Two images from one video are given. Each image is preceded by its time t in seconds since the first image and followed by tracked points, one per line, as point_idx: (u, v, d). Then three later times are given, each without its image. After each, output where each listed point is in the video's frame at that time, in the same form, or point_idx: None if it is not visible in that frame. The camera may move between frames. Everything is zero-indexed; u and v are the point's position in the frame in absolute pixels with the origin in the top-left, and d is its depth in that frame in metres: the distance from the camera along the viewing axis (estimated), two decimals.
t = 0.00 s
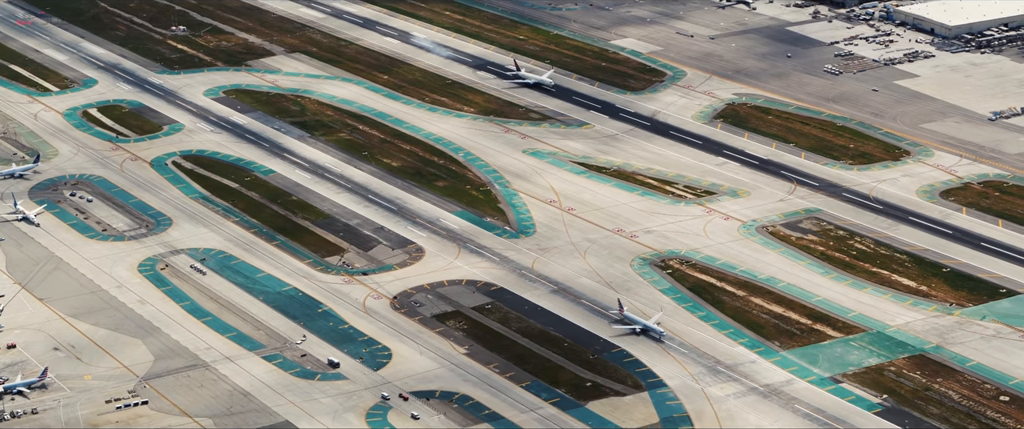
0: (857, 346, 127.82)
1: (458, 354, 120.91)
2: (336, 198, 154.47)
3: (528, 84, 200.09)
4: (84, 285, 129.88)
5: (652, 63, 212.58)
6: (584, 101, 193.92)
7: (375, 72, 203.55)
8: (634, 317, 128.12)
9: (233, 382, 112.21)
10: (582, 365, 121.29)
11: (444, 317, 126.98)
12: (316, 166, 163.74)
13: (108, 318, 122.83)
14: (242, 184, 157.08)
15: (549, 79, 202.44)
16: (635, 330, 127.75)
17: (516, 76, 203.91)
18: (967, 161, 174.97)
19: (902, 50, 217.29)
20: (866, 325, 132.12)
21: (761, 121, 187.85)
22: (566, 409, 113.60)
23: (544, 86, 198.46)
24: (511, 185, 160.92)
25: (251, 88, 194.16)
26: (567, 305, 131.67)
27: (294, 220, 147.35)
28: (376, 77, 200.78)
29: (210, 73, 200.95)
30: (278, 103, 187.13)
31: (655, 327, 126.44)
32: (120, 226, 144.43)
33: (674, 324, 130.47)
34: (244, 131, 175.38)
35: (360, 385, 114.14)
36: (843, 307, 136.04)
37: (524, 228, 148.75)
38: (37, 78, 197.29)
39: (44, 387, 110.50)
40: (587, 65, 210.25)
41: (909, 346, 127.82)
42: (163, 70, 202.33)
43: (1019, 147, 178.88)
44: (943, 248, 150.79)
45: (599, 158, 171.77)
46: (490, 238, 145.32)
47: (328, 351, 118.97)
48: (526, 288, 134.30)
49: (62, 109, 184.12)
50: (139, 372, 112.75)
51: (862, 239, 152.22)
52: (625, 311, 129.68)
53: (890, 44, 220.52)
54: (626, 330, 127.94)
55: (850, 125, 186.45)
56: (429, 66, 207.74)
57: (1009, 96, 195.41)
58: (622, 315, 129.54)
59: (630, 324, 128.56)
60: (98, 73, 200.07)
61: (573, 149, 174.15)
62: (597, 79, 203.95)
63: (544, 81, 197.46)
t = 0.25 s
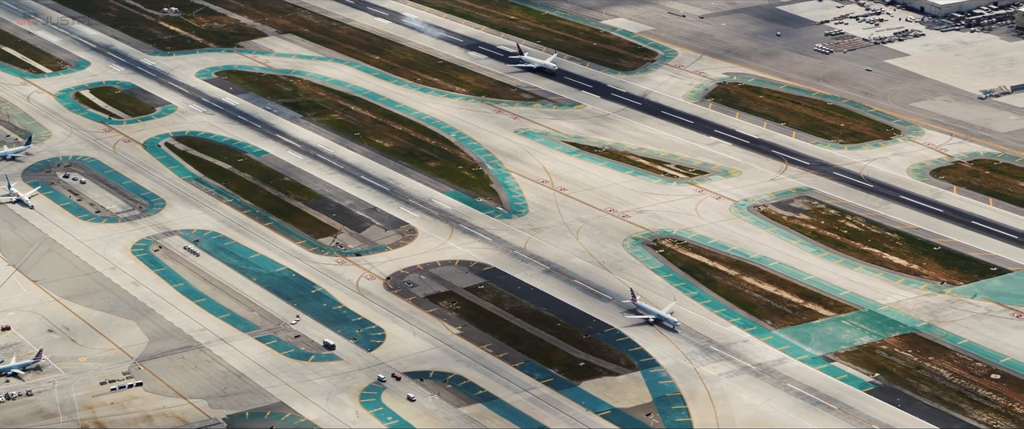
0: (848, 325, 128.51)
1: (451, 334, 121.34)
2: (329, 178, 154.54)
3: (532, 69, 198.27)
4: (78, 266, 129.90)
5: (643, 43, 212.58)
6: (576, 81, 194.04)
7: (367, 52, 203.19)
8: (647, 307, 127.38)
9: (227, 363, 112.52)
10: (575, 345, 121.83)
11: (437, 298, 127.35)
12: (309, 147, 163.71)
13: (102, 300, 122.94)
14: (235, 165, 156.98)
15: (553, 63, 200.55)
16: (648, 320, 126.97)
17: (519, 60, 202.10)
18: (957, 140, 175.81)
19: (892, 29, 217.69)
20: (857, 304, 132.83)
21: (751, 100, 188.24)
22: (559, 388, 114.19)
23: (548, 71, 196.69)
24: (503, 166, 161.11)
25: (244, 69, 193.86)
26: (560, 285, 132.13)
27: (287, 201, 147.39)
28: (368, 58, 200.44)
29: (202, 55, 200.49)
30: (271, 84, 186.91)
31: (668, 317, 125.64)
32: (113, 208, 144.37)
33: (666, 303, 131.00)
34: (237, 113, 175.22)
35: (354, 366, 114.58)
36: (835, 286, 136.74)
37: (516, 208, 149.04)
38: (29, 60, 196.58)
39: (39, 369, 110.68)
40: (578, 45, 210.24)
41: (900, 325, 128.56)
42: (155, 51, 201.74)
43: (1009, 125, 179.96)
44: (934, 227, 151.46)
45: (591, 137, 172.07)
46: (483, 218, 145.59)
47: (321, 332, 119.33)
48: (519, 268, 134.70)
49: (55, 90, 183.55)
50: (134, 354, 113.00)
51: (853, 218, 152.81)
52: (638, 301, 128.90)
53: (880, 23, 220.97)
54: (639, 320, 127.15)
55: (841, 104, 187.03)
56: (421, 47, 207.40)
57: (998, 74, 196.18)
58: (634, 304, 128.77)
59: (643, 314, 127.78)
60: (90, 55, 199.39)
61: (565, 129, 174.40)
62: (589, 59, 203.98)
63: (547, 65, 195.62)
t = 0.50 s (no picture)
0: (831, 301, 130.34)
1: (439, 314, 122.52)
2: (315, 160, 155.29)
3: (527, 54, 197.44)
4: (67, 249, 130.41)
5: (625, 23, 213.54)
6: (560, 61, 194.94)
7: (352, 34, 203.39)
8: (654, 296, 127.13)
9: (217, 344, 113.47)
10: (561, 323, 123.21)
11: (423, 277, 128.53)
12: (295, 128, 164.31)
13: (92, 282, 123.57)
14: (222, 147, 157.44)
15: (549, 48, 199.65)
16: (656, 309, 126.66)
17: (515, 46, 201.23)
18: (936, 117, 178.17)
19: (871, 8, 219.83)
20: (840, 280, 134.70)
21: (733, 79, 189.72)
22: (546, 366, 115.70)
23: (544, 56, 195.87)
24: (488, 146, 162.09)
25: (230, 51, 193.99)
26: (545, 264, 133.45)
27: (275, 183, 147.99)
28: (353, 40, 200.65)
29: (188, 37, 200.47)
30: (257, 66, 187.18)
31: (676, 306, 125.41)
32: (102, 191, 144.73)
33: (651, 281, 132.50)
34: (224, 95, 175.54)
35: (342, 345, 115.72)
36: (817, 263, 138.55)
37: (501, 188, 150.18)
38: (16, 43, 195.88)
39: (29, 352, 111.36)
40: (561, 26, 211.16)
41: (882, 301, 130.47)
42: (141, 34, 201.49)
43: (987, 103, 182.90)
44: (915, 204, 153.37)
45: (575, 117, 173.27)
46: (468, 199, 146.66)
47: (310, 312, 120.41)
48: (505, 248, 135.94)
49: (42, 74, 183.19)
50: (123, 336, 113.83)
51: (834, 196, 154.56)
52: (645, 291, 128.73)
53: (859, 3, 222.99)
54: (647, 309, 126.85)
55: (821, 83, 188.84)
56: (405, 28, 207.70)
57: (976, 52, 199.14)
58: (642, 294, 128.53)
59: (651, 303, 127.53)
60: (77, 38, 198.98)
61: (549, 109, 175.54)
62: (572, 39, 204.98)
63: (542, 50, 194.81)
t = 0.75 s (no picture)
0: (806, 280, 133.10)
1: (421, 295, 124.46)
2: (297, 145, 156.57)
3: (518, 43, 197.36)
4: (54, 234, 131.36)
5: (602, 8, 215.73)
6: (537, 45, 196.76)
7: (333, 21, 204.24)
8: (656, 287, 127.68)
9: (203, 327, 115.04)
10: (541, 304, 125.45)
11: (406, 260, 130.35)
12: (278, 114, 165.51)
13: (79, 267, 124.72)
14: (206, 133, 158.49)
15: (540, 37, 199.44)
16: (657, 300, 127.40)
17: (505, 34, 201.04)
18: (908, 98, 182.01)
19: None
20: (815, 260, 137.51)
21: (708, 63, 192.32)
22: (527, 347, 117.91)
23: (534, 45, 195.84)
24: (468, 130, 163.89)
25: (212, 38, 194.75)
26: (525, 246, 135.58)
27: (258, 168, 149.27)
28: (334, 26, 201.57)
29: (171, 24, 201.07)
30: (239, 53, 187.99)
31: (676, 297, 126.14)
32: (87, 177, 145.52)
33: (629, 262, 134.83)
34: (207, 81, 176.33)
35: (327, 328, 117.47)
36: (792, 243, 141.28)
37: (481, 171, 151.99)
38: None
39: (18, 336, 112.61)
40: (539, 11, 213.22)
41: (856, 280, 133.38)
42: (124, 22, 201.74)
43: (957, 84, 187.11)
44: (888, 184, 156.39)
45: (553, 101, 175.21)
46: (449, 182, 148.43)
47: (294, 295, 122.07)
48: (485, 230, 137.89)
49: (27, 61, 183.13)
50: (111, 320, 115.26)
51: (808, 177, 157.34)
52: (646, 281, 129.38)
53: None
54: (648, 300, 127.64)
55: (795, 65, 191.94)
56: (386, 15, 208.55)
57: (946, 34, 204.76)
58: (643, 284, 129.18)
59: (651, 294, 128.24)
60: (61, 26, 198.96)
61: (528, 93, 177.39)
62: (549, 24, 206.93)
63: (533, 40, 194.71)
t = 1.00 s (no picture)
0: (773, 262, 136.94)
1: (398, 279, 127.25)
2: (275, 133, 158.58)
3: (502, 36, 198.40)
4: (37, 222, 132.87)
5: None
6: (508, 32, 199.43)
7: (309, 11, 206.13)
8: (650, 280, 129.20)
9: (185, 313, 117.36)
10: (515, 286, 128.65)
11: (382, 245, 133.02)
12: (255, 103, 167.49)
13: (62, 254, 126.44)
14: (185, 121, 160.23)
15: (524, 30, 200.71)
16: (651, 293, 129.10)
17: (489, 27, 202.03)
18: (869, 83, 187.10)
19: None
20: (781, 242, 141.45)
21: (675, 50, 196.45)
22: (501, 329, 121.03)
23: (518, 38, 196.93)
24: (441, 117, 166.54)
25: (190, 28, 196.27)
26: (498, 230, 138.62)
27: (237, 155, 151.24)
28: (309, 16, 203.43)
29: (150, 15, 202.32)
30: (217, 43, 189.58)
31: (670, 290, 127.65)
32: (69, 166, 146.83)
33: (601, 245, 138.20)
34: (186, 71, 177.92)
35: (306, 312, 119.98)
36: (759, 225, 145.17)
37: (455, 157, 154.78)
38: None
39: (3, 322, 114.49)
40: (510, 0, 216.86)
41: (821, 261, 137.47)
42: (104, 13, 202.74)
43: (916, 69, 192.83)
44: (851, 168, 160.77)
45: (524, 88, 178.13)
46: (424, 168, 151.07)
47: (273, 280, 124.44)
48: (460, 215, 140.77)
49: (8, 52, 183.68)
50: (94, 306, 117.39)
51: (774, 160, 161.45)
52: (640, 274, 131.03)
53: None
54: (643, 293, 129.36)
55: (759, 52, 196.76)
56: (361, 4, 210.46)
57: (906, 21, 213.28)
58: (637, 278, 130.80)
59: (646, 287, 129.90)
60: (41, 17, 199.61)
61: (500, 80, 180.26)
62: (520, 14, 210.23)
63: (518, 33, 195.92)
